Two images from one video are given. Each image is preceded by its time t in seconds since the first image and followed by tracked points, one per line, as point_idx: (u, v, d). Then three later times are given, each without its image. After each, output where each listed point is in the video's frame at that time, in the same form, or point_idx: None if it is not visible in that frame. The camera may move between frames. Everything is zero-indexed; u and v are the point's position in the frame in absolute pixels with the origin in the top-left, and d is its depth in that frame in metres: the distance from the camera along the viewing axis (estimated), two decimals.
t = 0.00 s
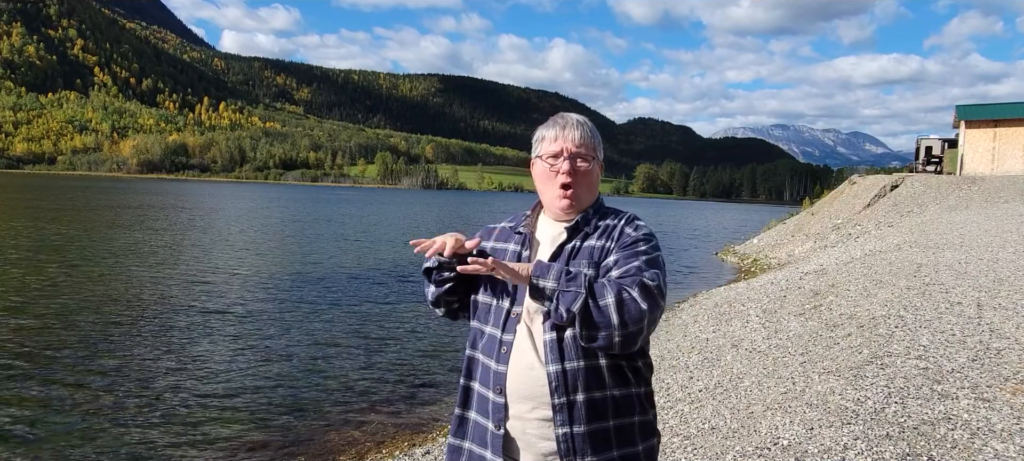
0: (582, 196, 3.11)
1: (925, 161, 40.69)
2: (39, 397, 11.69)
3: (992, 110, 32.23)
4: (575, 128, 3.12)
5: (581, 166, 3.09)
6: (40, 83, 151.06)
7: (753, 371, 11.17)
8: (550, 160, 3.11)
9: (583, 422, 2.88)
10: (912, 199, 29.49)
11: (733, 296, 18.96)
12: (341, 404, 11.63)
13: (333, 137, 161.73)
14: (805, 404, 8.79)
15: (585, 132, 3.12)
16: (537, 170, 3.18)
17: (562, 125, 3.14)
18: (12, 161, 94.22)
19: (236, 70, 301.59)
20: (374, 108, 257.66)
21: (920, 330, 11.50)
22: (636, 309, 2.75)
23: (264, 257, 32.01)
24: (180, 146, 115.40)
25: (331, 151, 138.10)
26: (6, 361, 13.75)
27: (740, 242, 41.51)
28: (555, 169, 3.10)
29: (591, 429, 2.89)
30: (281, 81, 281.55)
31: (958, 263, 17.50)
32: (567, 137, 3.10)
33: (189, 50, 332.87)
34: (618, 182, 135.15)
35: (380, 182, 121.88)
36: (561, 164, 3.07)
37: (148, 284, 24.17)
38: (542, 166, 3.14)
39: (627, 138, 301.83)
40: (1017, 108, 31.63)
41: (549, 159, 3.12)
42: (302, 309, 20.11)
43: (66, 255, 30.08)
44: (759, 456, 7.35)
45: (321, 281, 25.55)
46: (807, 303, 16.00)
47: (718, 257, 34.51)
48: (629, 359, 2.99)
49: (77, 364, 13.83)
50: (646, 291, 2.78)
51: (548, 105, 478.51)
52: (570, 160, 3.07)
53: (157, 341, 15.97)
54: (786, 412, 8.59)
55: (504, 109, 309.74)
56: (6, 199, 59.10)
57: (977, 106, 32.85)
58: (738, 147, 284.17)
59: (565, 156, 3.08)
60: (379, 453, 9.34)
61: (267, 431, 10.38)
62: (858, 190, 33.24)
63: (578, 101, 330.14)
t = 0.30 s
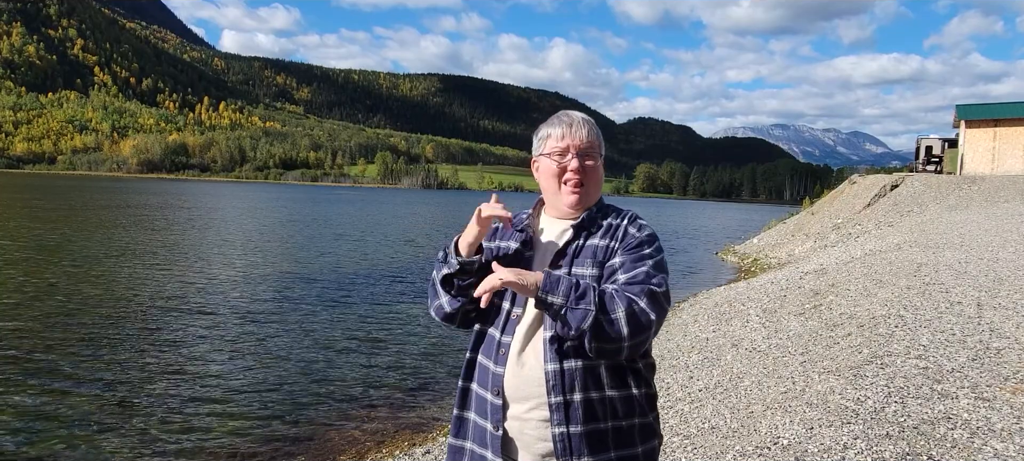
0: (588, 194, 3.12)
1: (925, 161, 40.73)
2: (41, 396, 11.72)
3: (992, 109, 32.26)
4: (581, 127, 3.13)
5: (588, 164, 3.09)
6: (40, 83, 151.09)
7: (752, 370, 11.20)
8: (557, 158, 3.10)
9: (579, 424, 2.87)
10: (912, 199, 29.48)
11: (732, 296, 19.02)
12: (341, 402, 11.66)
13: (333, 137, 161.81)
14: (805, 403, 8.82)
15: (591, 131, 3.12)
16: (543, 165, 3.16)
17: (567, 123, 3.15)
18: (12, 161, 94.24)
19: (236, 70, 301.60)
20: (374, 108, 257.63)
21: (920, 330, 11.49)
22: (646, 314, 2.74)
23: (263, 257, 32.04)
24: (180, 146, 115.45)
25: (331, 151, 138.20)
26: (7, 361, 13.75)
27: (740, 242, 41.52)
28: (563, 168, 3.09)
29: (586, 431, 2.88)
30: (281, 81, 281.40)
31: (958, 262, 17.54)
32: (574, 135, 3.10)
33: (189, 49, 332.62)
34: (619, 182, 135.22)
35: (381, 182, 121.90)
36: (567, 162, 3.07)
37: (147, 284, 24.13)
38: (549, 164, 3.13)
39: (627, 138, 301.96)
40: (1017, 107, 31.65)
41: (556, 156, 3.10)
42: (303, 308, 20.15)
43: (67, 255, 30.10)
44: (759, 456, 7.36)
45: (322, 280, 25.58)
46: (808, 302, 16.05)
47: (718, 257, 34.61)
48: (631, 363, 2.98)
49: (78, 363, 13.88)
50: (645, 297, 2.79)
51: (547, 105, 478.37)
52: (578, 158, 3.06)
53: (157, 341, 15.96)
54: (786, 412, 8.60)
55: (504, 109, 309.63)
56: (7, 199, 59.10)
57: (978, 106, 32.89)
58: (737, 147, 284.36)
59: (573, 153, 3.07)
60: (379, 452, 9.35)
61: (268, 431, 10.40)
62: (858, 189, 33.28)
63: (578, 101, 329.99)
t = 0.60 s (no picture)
0: (591, 194, 3.12)
1: (925, 160, 40.75)
2: (39, 397, 11.67)
3: (992, 109, 32.26)
4: (583, 126, 3.12)
5: (590, 165, 3.09)
6: (40, 82, 151.07)
7: (753, 370, 11.19)
8: (560, 158, 3.09)
9: (590, 423, 2.89)
10: (912, 198, 29.46)
11: (732, 295, 19.02)
12: (342, 402, 11.66)
13: (332, 137, 161.77)
14: (805, 403, 8.81)
15: (593, 133, 3.12)
16: (545, 166, 3.15)
17: (569, 122, 3.15)
18: (12, 160, 94.22)
19: (235, 70, 301.59)
20: (374, 107, 257.54)
21: (920, 330, 11.47)
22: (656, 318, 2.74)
23: (262, 257, 31.99)
24: (180, 146, 115.41)
25: (331, 151, 138.23)
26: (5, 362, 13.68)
27: (740, 241, 41.53)
28: (565, 168, 3.09)
29: (596, 430, 2.90)
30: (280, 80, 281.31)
31: (958, 262, 17.56)
32: (576, 135, 3.10)
33: (189, 49, 332.52)
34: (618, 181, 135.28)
35: (380, 181, 121.85)
36: (571, 162, 3.07)
37: (145, 284, 24.02)
38: (552, 163, 3.11)
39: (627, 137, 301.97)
40: (1017, 107, 31.65)
41: (559, 156, 3.09)
42: (302, 308, 20.12)
43: (65, 254, 30.02)
44: (759, 456, 7.36)
45: (321, 280, 25.55)
46: (807, 301, 16.06)
47: (718, 256, 34.60)
48: (640, 363, 2.98)
49: (76, 364, 13.80)
50: (652, 297, 2.87)
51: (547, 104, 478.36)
52: (581, 158, 3.07)
53: (156, 341, 15.90)
54: (786, 411, 8.60)
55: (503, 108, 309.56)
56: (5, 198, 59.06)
57: (977, 105, 32.91)
58: (737, 147, 284.36)
59: (576, 152, 3.07)
60: (379, 452, 9.35)
61: (268, 431, 10.39)
62: (858, 189, 33.26)
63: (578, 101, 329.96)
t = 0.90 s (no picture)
0: (590, 195, 3.12)
1: (925, 160, 40.76)
2: (37, 398, 11.61)
3: (992, 109, 32.26)
4: (581, 127, 3.12)
5: (590, 165, 3.09)
6: (39, 81, 150.71)
7: (753, 369, 11.18)
8: (559, 158, 3.08)
9: (597, 423, 2.91)
10: (912, 198, 29.44)
11: (732, 295, 19.00)
12: (341, 402, 11.65)
13: (332, 136, 161.61)
14: (804, 402, 8.81)
15: (592, 133, 3.11)
16: (544, 166, 3.14)
17: (569, 123, 3.13)
18: (11, 160, 93.90)
19: (235, 69, 301.20)
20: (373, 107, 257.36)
21: (920, 330, 11.46)
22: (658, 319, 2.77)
23: (261, 257, 31.89)
24: (180, 145, 115.09)
25: (331, 150, 138.14)
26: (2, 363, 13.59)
27: (740, 241, 41.55)
28: (565, 167, 3.08)
29: (602, 431, 2.92)
30: (280, 80, 281.03)
31: (957, 261, 17.58)
32: (576, 135, 3.09)
33: (188, 49, 332.22)
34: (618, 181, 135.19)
35: (381, 181, 121.69)
36: (571, 163, 3.06)
37: (143, 284, 23.86)
38: (550, 164, 3.11)
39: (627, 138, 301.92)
40: (1017, 107, 31.66)
41: (558, 156, 3.09)
42: (301, 308, 20.07)
43: (62, 255, 29.85)
44: (759, 456, 7.35)
45: (320, 280, 25.49)
46: (807, 301, 16.06)
47: (718, 256, 34.58)
48: (643, 361, 2.99)
49: (72, 365, 13.70)
50: (658, 296, 2.93)
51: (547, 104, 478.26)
52: (580, 158, 3.06)
53: (155, 342, 15.82)
54: (786, 411, 8.58)
55: (503, 108, 309.44)
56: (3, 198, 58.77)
57: (977, 105, 32.93)
58: (737, 147, 284.45)
59: (575, 153, 3.06)
60: (379, 452, 9.35)
61: (268, 430, 10.38)
62: (858, 189, 33.24)
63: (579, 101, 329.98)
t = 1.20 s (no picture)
0: (590, 194, 3.12)
1: (925, 160, 40.76)
2: (35, 398, 11.56)
3: (992, 108, 32.26)
4: (579, 126, 3.11)
5: (588, 164, 3.09)
6: (39, 82, 150.60)
7: (753, 369, 11.17)
8: (557, 157, 3.07)
9: (601, 422, 2.93)
10: (912, 198, 29.42)
11: (732, 295, 18.99)
12: (341, 402, 11.64)
13: (332, 136, 161.51)
14: (804, 402, 8.80)
15: (589, 131, 3.11)
16: (542, 165, 3.13)
17: (567, 122, 3.12)
18: (11, 160, 93.72)
19: (235, 69, 301.09)
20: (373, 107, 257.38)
21: (920, 329, 11.45)
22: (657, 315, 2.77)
23: (259, 257, 31.84)
24: (180, 145, 114.91)
25: (331, 150, 138.03)
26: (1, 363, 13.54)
27: (740, 241, 41.55)
28: (563, 166, 3.06)
29: (607, 429, 2.94)
30: (280, 81, 281.07)
31: (957, 261, 17.57)
32: (573, 134, 3.09)
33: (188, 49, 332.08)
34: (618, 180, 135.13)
35: (381, 181, 121.67)
36: (570, 162, 3.04)
37: (141, 284, 23.76)
38: (549, 163, 3.09)
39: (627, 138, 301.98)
40: (1017, 107, 31.64)
41: (556, 156, 3.07)
42: (301, 308, 20.04)
43: (60, 255, 29.79)
44: (759, 456, 7.34)
45: (319, 280, 25.45)
46: (807, 301, 16.04)
47: (718, 256, 34.55)
48: (645, 360, 3.00)
49: (71, 366, 13.65)
50: (664, 295, 2.94)
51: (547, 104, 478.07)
52: (578, 157, 3.06)
53: (154, 342, 15.78)
54: (786, 412, 8.57)
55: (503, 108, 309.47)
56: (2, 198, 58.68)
57: (978, 105, 32.93)
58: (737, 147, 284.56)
59: (573, 152, 3.05)
60: (379, 451, 9.35)
61: (268, 431, 10.37)
62: (858, 189, 33.23)
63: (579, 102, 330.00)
